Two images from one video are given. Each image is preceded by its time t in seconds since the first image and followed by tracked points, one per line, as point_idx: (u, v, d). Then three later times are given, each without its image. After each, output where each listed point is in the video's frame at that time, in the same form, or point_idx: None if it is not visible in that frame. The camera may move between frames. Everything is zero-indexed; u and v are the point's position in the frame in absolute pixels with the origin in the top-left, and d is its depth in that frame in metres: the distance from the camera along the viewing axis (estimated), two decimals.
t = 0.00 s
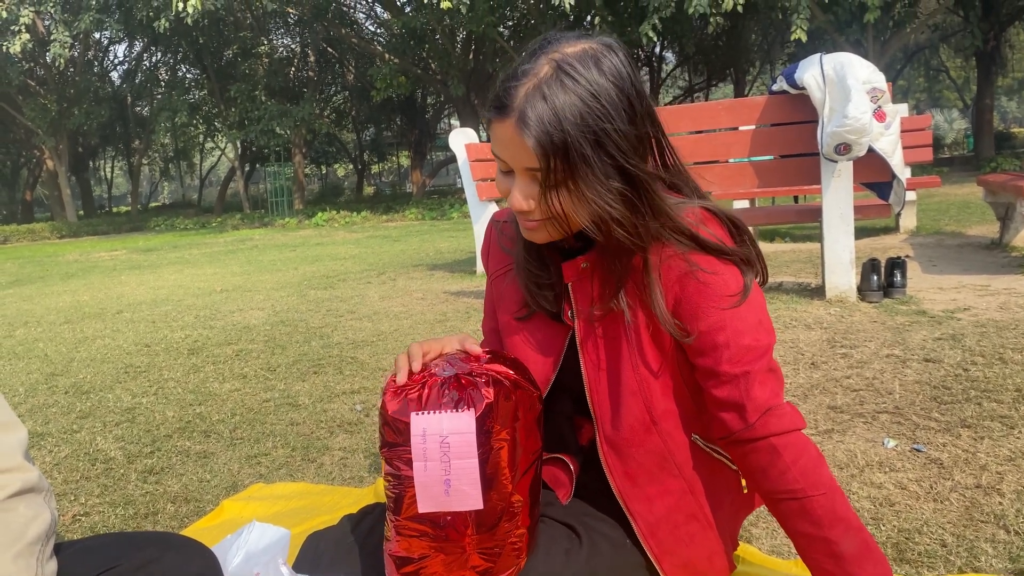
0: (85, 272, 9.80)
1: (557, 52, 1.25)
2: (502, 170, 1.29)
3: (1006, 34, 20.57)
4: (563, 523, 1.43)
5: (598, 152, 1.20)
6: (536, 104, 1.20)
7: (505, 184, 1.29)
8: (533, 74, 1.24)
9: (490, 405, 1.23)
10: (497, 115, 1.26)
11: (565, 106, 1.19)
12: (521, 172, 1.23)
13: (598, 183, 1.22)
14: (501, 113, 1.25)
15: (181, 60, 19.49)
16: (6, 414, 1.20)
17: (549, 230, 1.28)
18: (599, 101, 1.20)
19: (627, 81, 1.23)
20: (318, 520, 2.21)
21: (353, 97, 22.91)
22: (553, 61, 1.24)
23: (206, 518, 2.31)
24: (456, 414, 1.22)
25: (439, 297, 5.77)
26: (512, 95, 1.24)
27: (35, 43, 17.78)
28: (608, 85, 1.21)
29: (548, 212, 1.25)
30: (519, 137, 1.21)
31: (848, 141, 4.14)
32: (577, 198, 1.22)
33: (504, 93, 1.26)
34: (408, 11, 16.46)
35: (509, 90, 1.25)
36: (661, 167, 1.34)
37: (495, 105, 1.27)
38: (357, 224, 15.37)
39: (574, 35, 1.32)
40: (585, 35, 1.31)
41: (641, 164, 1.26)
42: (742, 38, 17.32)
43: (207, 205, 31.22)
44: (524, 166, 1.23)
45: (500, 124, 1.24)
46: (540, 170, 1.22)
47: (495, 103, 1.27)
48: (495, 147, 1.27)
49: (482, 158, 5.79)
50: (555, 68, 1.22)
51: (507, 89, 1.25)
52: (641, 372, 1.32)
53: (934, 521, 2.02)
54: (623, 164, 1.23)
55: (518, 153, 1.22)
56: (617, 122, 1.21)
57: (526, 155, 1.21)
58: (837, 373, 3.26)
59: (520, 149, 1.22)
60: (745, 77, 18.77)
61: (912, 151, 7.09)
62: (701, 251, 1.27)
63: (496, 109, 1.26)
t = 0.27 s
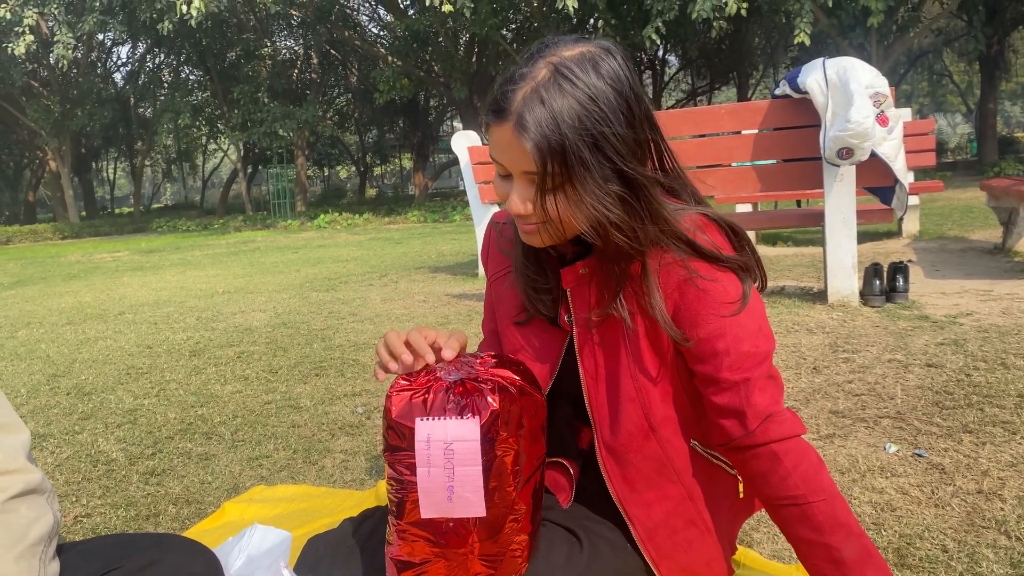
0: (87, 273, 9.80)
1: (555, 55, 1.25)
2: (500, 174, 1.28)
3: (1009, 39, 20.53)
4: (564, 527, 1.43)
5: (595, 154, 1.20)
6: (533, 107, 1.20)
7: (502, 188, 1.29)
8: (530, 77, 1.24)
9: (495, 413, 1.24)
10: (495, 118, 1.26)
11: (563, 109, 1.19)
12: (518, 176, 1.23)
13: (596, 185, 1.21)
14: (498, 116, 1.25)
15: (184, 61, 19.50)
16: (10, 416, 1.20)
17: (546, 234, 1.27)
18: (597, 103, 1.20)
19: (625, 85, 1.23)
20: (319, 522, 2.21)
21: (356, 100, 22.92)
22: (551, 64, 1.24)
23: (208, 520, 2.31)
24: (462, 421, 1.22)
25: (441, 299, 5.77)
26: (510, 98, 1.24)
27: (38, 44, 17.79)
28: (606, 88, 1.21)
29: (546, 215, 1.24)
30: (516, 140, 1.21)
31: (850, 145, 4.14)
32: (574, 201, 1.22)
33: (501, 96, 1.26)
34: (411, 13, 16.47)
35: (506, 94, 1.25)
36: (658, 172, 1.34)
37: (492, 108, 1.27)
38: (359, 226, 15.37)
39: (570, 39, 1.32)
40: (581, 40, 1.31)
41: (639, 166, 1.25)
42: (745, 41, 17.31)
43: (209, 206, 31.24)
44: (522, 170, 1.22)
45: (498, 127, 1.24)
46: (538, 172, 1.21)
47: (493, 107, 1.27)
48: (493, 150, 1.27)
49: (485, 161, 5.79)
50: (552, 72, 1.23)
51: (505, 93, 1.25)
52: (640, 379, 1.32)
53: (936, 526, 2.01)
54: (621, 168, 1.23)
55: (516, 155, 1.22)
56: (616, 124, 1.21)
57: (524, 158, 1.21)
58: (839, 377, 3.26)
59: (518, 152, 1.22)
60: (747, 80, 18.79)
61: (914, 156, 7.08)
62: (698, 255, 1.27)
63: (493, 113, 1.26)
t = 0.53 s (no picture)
0: (89, 273, 9.80)
1: (553, 59, 1.24)
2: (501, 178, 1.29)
3: (1013, 43, 20.52)
4: (567, 525, 1.42)
5: (591, 162, 1.19)
6: (527, 116, 1.20)
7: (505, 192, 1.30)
8: (528, 82, 1.23)
9: (503, 399, 1.24)
10: (494, 124, 1.26)
11: (557, 116, 1.19)
12: (517, 181, 1.24)
13: (592, 195, 1.21)
14: (496, 122, 1.25)
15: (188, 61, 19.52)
16: (13, 411, 1.20)
17: (546, 237, 1.28)
18: (593, 110, 1.19)
19: (624, 88, 1.21)
20: (321, 521, 2.21)
21: (359, 101, 22.94)
22: (547, 69, 1.23)
23: (210, 518, 2.31)
24: (469, 406, 1.22)
25: (443, 300, 5.77)
26: (508, 104, 1.24)
27: (41, 44, 17.81)
28: (603, 93, 1.20)
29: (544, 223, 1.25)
30: (512, 149, 1.21)
31: (854, 147, 4.13)
32: (570, 208, 1.22)
33: (500, 100, 1.26)
34: (414, 14, 16.48)
35: (505, 100, 1.25)
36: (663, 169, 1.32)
37: (492, 112, 1.28)
38: (361, 227, 15.38)
39: (573, 38, 1.31)
40: (584, 39, 1.30)
41: (638, 172, 1.24)
42: (747, 44, 17.30)
43: (211, 207, 31.24)
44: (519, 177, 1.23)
45: (496, 133, 1.25)
46: (533, 181, 1.22)
47: (493, 111, 1.28)
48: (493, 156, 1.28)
49: (488, 161, 5.79)
50: (549, 77, 1.22)
51: (503, 97, 1.25)
52: (644, 379, 1.31)
53: (940, 528, 2.01)
54: (619, 173, 1.21)
55: (513, 162, 1.23)
56: (612, 132, 1.20)
57: (520, 165, 1.22)
58: (843, 379, 3.25)
59: (514, 160, 1.22)
60: (750, 83, 18.82)
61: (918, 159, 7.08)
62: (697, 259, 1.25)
63: (493, 117, 1.27)
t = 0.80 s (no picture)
0: (90, 271, 9.79)
1: (563, 59, 1.23)
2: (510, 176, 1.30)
3: (1015, 45, 20.49)
4: (568, 525, 1.42)
5: (596, 165, 1.18)
6: (535, 116, 1.20)
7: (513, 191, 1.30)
8: (537, 82, 1.23)
9: (516, 393, 1.25)
10: (503, 124, 1.26)
11: (564, 118, 1.18)
12: (524, 181, 1.24)
13: (594, 197, 1.20)
14: (506, 121, 1.26)
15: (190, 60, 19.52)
16: (14, 407, 1.19)
17: (550, 237, 1.28)
18: (599, 113, 1.18)
19: (634, 90, 1.20)
20: (322, 520, 2.21)
21: (360, 100, 22.94)
22: (557, 70, 1.22)
23: (209, 517, 2.30)
24: (481, 396, 1.24)
25: (444, 300, 5.76)
26: (518, 103, 1.24)
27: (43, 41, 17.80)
28: (611, 95, 1.19)
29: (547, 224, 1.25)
30: (519, 150, 1.22)
31: (856, 148, 4.10)
32: (574, 210, 1.21)
33: (510, 99, 1.26)
34: (416, 14, 16.46)
35: (515, 98, 1.25)
36: (672, 169, 1.30)
37: (503, 110, 1.28)
38: (362, 227, 15.38)
39: (588, 37, 1.30)
40: (599, 40, 1.29)
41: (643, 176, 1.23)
42: (749, 44, 17.28)
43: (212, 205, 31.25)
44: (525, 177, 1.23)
45: (504, 132, 1.26)
46: (537, 181, 1.22)
47: (503, 109, 1.28)
48: (502, 153, 1.28)
49: (489, 161, 5.78)
50: (558, 77, 1.21)
51: (514, 95, 1.25)
52: (647, 377, 1.30)
53: (942, 529, 2.00)
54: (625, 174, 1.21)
55: (519, 162, 1.23)
56: (617, 135, 1.18)
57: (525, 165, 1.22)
58: (844, 381, 3.24)
59: (521, 158, 1.23)
60: (752, 84, 18.80)
61: (919, 161, 7.07)
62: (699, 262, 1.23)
63: (504, 115, 1.27)
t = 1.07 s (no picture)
0: (90, 268, 9.80)
1: (601, 42, 1.24)
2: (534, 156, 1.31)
3: (1015, 45, 20.48)
4: (568, 522, 1.43)
5: (623, 149, 1.19)
6: (572, 97, 1.20)
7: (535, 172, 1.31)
8: (574, 63, 1.23)
9: (520, 389, 1.26)
10: (535, 102, 1.27)
11: (597, 100, 1.19)
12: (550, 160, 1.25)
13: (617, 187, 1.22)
14: (539, 99, 1.26)
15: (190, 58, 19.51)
16: (16, 403, 1.20)
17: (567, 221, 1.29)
18: (634, 101, 1.19)
19: (667, 79, 1.21)
20: (321, 517, 2.21)
21: (360, 98, 22.93)
22: (595, 52, 1.22)
23: (209, 514, 2.31)
24: (487, 392, 1.24)
25: (444, 298, 5.77)
26: (551, 83, 1.24)
27: (43, 39, 17.80)
28: (647, 84, 1.20)
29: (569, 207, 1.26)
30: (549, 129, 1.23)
31: (856, 147, 4.11)
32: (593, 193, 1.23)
33: (544, 78, 1.26)
34: (416, 12, 16.44)
35: (550, 77, 1.25)
36: (691, 164, 1.32)
37: (536, 88, 1.28)
38: (361, 225, 15.37)
39: (626, 25, 1.30)
40: (636, 28, 1.29)
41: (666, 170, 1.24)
42: (749, 43, 17.26)
43: (212, 203, 31.25)
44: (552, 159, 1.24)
45: (537, 110, 1.26)
46: (563, 163, 1.23)
47: (535, 87, 1.28)
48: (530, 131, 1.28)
49: (489, 160, 5.79)
50: (595, 60, 1.21)
51: (548, 75, 1.26)
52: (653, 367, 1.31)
53: (940, 527, 2.01)
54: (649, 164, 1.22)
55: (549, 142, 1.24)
56: (647, 126, 1.20)
57: (554, 146, 1.23)
58: (843, 379, 3.25)
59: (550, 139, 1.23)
60: (752, 84, 18.79)
61: (919, 160, 7.08)
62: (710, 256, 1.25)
63: (536, 93, 1.27)
